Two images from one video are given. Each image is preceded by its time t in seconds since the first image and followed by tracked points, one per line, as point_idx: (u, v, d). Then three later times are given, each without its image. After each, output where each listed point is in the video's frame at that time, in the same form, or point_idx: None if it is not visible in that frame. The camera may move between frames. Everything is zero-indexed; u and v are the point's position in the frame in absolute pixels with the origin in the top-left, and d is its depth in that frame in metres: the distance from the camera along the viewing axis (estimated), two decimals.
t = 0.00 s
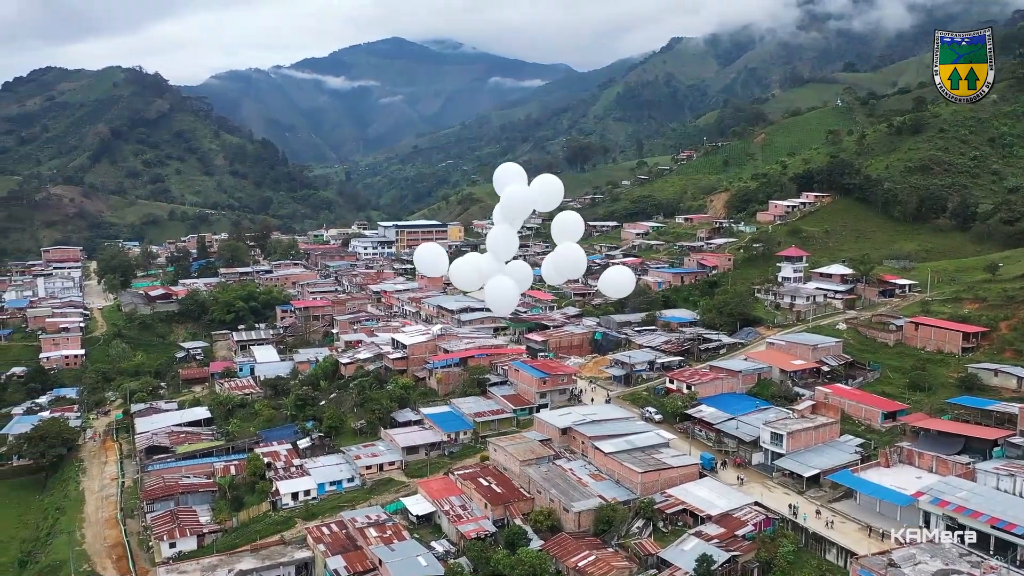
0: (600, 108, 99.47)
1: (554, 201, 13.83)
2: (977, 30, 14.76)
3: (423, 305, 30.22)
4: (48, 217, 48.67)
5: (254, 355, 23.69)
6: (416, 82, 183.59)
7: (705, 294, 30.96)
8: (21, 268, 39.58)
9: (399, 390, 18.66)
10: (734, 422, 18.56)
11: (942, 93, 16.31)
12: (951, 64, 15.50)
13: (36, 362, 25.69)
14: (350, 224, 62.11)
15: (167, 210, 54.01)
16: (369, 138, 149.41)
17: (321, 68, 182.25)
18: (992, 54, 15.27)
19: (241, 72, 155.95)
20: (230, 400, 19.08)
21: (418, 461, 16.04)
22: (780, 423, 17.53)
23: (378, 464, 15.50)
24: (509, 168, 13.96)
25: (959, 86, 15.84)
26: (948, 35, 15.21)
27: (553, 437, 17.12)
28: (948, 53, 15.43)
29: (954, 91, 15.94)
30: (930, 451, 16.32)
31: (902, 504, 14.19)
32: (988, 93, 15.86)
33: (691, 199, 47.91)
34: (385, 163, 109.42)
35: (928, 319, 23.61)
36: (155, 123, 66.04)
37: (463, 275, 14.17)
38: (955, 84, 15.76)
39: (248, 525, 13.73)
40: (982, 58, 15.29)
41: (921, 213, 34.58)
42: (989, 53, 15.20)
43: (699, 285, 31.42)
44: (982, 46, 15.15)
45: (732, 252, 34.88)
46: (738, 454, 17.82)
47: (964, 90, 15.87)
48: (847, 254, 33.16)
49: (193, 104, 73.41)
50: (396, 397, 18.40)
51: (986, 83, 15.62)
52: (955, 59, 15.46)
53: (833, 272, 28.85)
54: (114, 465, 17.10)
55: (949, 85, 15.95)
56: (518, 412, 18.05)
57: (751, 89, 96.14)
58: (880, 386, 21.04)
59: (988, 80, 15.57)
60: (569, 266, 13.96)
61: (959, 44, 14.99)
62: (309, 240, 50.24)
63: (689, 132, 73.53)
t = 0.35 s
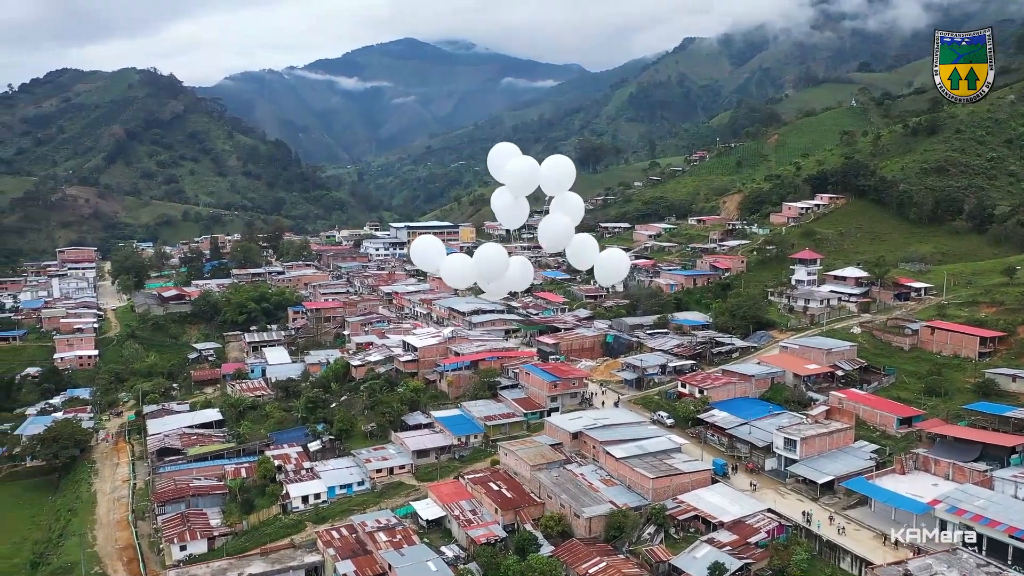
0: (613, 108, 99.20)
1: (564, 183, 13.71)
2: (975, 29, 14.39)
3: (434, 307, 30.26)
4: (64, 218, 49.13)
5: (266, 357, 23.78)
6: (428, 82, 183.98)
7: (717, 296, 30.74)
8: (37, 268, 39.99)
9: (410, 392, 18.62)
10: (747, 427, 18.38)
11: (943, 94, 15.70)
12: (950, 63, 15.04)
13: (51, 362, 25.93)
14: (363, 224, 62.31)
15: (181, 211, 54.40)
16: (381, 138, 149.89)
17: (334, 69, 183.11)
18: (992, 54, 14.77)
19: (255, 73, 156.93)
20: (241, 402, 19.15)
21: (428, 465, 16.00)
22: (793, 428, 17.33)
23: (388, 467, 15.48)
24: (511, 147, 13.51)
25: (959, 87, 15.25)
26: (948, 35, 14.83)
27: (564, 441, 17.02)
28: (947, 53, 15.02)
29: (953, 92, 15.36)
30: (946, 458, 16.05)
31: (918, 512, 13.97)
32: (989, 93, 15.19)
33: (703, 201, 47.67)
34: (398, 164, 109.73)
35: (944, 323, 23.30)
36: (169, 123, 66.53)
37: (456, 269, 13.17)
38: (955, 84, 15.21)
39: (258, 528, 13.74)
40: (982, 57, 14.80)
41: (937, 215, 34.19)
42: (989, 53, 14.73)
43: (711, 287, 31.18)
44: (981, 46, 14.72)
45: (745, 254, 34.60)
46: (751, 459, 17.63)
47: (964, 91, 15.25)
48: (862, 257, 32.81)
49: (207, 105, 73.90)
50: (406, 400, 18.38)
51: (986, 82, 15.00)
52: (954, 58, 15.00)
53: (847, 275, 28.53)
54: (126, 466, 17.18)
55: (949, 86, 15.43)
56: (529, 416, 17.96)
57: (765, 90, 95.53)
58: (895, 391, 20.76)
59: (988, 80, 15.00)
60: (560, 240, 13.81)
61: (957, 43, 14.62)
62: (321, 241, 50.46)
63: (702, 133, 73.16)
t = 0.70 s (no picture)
0: (626, 108, 98.95)
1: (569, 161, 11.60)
2: (976, 31, 13.95)
3: (447, 309, 30.29)
4: (81, 218, 49.63)
5: (279, 358, 23.88)
6: (441, 83, 184.41)
7: (732, 299, 30.54)
8: (54, 268, 40.43)
9: (422, 395, 18.60)
10: (761, 432, 18.20)
11: (942, 92, 15.32)
12: (951, 64, 14.58)
13: (67, 363, 26.20)
14: (376, 224, 62.55)
15: (196, 211, 54.83)
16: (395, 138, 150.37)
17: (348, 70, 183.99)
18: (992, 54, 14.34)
19: (269, 74, 158.00)
20: (254, 405, 19.24)
21: (439, 468, 15.97)
22: (808, 434, 17.13)
23: (399, 471, 15.46)
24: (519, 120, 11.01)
25: (960, 87, 14.88)
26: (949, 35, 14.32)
27: (576, 446, 16.93)
28: (948, 54, 14.54)
29: (953, 92, 15.01)
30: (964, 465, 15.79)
31: (936, 520, 13.75)
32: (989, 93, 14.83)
33: (717, 202, 47.41)
34: (411, 164, 110.07)
35: (962, 327, 23.02)
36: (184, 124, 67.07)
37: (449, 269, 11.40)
38: (955, 84, 14.83)
39: (270, 531, 13.76)
40: (982, 58, 14.38)
41: (954, 217, 33.79)
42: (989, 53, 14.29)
43: (725, 290, 30.98)
44: (981, 46, 14.26)
45: (759, 256, 34.32)
46: (765, 464, 17.45)
47: (964, 91, 14.90)
48: (878, 259, 32.43)
49: (222, 106, 74.46)
50: (419, 403, 18.37)
51: (986, 83, 14.65)
52: (955, 59, 14.55)
53: (863, 278, 28.24)
54: (139, 467, 17.26)
55: (949, 85, 15.06)
56: (541, 419, 17.88)
57: (780, 90, 94.93)
58: (912, 397, 20.51)
59: (988, 80, 14.65)
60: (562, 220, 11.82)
61: (957, 45, 14.17)
62: (335, 241, 50.70)
63: (716, 133, 72.81)
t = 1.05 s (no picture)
0: (639, 108, 98.61)
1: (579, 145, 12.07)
2: (975, 30, 13.70)
3: (460, 310, 30.32)
4: (97, 218, 50.09)
5: (291, 360, 23.96)
6: (454, 83, 184.61)
7: (745, 301, 30.32)
8: (70, 269, 40.83)
9: (433, 398, 18.57)
10: (775, 437, 18.01)
11: (942, 94, 14.93)
12: (951, 64, 14.28)
13: (81, 363, 26.43)
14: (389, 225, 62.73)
15: (210, 211, 55.22)
16: (408, 139, 150.77)
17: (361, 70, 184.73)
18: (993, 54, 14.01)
19: (283, 75, 158.96)
20: (266, 407, 19.33)
21: (451, 472, 15.94)
22: (822, 440, 16.93)
23: (410, 475, 15.45)
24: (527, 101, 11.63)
25: (959, 87, 14.46)
26: (949, 36, 14.09)
27: (588, 450, 16.84)
28: (949, 54, 14.24)
29: (953, 92, 14.59)
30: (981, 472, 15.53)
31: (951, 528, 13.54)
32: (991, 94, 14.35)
33: (730, 203, 47.13)
34: (424, 165, 110.31)
35: (980, 332, 22.69)
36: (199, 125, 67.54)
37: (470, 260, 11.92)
38: (954, 84, 14.42)
39: (281, 534, 13.78)
40: (982, 59, 14.05)
41: (971, 218, 33.36)
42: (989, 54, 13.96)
43: (739, 293, 30.75)
44: (982, 47, 13.95)
45: (773, 259, 34.05)
46: (778, 470, 17.25)
47: (964, 91, 14.45)
48: (893, 262, 32.07)
49: (236, 107, 74.92)
50: (430, 405, 18.36)
51: (986, 83, 14.18)
52: (954, 59, 14.24)
53: (879, 281, 27.92)
54: (153, 469, 17.36)
55: (948, 86, 14.65)
56: (553, 423, 17.81)
57: (794, 89, 94.19)
58: (929, 402, 20.22)
59: (989, 80, 14.20)
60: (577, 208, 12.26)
61: (957, 45, 13.91)
62: (348, 242, 50.88)
63: (729, 133, 72.35)
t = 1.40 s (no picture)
0: (651, 108, 98.28)
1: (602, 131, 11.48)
2: (975, 30, 13.45)
3: (470, 312, 30.33)
4: (111, 219, 50.49)
5: (302, 361, 24.04)
6: (466, 84, 184.82)
7: (757, 305, 30.12)
8: (84, 269, 41.20)
9: (443, 402, 18.55)
10: (787, 443, 17.83)
11: (943, 96, 14.59)
12: (951, 64, 14.03)
13: (94, 364, 26.64)
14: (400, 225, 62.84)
15: (222, 212, 55.53)
16: (419, 139, 151.09)
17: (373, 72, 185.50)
18: (994, 54, 13.71)
19: (296, 76, 159.89)
20: (277, 409, 19.39)
21: (460, 476, 15.92)
22: (835, 446, 16.76)
23: (420, 478, 15.43)
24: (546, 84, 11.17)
25: (959, 87, 14.11)
26: (949, 36, 13.82)
27: (598, 455, 16.74)
28: (948, 54, 13.96)
29: (953, 93, 14.24)
30: (998, 480, 15.27)
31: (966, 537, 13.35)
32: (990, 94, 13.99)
33: (742, 204, 46.87)
34: (436, 165, 110.49)
35: (995, 336, 22.40)
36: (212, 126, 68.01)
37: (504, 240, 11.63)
38: (954, 84, 14.09)
39: (290, 538, 13.78)
40: (981, 58, 13.76)
41: (987, 221, 32.95)
42: (989, 53, 13.67)
43: (751, 296, 30.55)
44: (982, 47, 13.66)
45: (785, 261, 33.79)
46: (790, 476, 17.08)
47: (964, 91, 14.08)
48: (907, 264, 31.77)
49: (248, 108, 75.37)
50: (440, 409, 18.34)
51: (986, 82, 13.84)
52: (954, 59, 13.96)
53: (892, 284, 27.65)
54: (164, 471, 17.44)
55: (948, 86, 14.33)
56: (563, 427, 17.73)
57: (808, 89, 93.47)
58: (943, 408, 19.97)
59: (989, 80, 13.85)
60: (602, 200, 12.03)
61: (957, 45, 13.67)
62: (359, 243, 51.00)
63: (742, 134, 71.95)
